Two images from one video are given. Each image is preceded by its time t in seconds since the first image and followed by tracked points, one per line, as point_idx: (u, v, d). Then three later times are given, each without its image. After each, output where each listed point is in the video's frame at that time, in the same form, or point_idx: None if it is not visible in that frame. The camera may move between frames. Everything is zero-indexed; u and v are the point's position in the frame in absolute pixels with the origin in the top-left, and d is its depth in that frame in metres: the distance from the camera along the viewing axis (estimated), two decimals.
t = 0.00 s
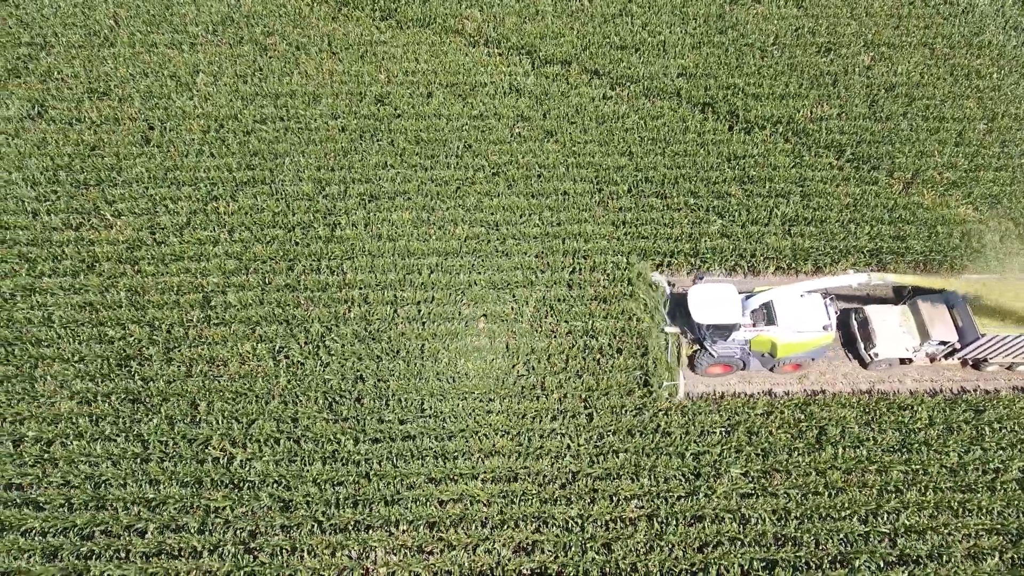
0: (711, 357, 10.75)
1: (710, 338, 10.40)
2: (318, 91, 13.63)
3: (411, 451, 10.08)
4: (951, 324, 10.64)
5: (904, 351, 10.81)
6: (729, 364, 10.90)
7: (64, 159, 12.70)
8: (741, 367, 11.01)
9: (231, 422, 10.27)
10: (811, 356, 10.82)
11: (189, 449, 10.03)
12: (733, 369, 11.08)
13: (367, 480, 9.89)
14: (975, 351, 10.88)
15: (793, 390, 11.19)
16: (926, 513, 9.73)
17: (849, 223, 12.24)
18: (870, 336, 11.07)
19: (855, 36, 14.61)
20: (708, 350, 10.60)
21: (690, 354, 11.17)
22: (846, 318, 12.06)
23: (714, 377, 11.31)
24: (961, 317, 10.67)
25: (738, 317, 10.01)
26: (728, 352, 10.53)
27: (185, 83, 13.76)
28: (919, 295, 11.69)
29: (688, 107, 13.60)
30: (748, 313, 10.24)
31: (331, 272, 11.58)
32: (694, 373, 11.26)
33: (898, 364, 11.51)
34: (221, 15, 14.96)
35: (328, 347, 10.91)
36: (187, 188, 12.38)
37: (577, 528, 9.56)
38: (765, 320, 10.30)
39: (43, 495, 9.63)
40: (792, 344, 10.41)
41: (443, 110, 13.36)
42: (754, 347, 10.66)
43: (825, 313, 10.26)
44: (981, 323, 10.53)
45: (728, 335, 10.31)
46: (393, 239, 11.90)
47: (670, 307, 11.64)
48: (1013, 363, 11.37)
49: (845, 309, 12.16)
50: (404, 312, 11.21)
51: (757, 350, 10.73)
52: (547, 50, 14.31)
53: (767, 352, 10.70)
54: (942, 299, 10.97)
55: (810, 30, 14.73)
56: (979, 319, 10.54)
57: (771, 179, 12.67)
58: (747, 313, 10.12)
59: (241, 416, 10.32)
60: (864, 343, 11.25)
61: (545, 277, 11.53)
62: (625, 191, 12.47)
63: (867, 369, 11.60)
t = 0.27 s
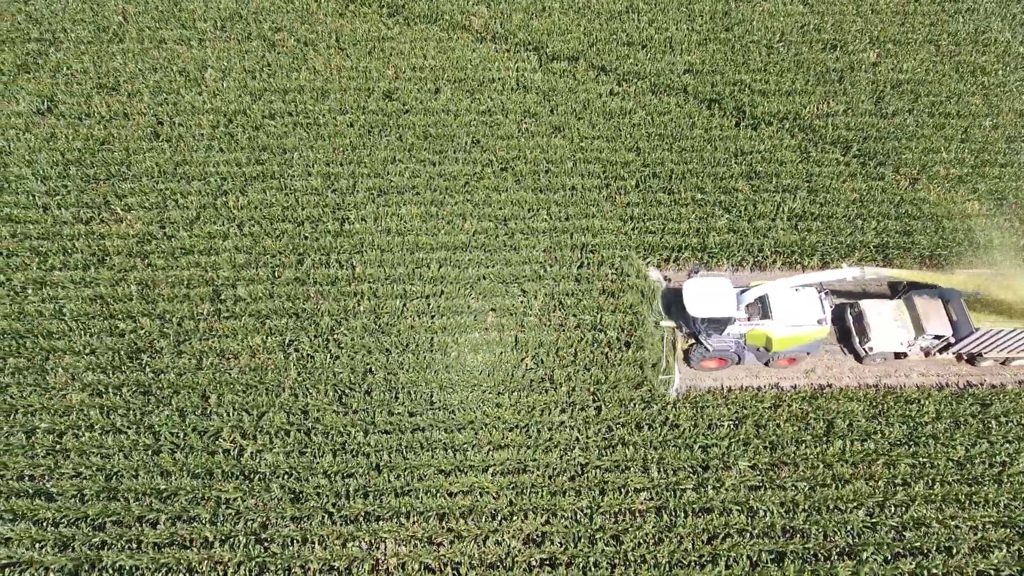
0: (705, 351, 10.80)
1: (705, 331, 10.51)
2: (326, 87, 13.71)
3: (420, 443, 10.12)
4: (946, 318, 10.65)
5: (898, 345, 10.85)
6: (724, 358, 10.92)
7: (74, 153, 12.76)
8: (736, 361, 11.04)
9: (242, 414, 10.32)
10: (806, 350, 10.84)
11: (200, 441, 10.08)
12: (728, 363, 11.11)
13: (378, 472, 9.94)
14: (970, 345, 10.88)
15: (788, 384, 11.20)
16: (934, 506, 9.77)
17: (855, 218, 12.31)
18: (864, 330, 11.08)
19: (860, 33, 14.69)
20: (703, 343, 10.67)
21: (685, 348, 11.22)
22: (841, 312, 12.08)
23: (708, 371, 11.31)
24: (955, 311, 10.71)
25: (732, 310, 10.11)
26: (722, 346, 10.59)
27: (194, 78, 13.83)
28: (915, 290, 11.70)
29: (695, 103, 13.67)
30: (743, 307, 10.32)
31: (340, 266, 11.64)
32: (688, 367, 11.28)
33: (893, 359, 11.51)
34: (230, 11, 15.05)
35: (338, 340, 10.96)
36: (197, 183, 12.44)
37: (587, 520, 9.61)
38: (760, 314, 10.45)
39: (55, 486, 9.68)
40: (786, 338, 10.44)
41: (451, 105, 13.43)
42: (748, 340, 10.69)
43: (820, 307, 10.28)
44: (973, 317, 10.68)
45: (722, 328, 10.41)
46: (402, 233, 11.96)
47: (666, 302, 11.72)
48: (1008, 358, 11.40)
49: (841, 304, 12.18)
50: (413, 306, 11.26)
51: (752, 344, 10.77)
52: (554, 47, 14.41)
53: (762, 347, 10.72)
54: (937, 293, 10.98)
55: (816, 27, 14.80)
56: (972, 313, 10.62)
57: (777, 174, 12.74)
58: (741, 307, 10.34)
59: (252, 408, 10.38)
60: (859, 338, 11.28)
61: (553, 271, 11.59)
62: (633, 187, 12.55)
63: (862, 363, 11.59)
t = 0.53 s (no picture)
0: (701, 344, 10.86)
1: (700, 323, 10.63)
2: (335, 82, 13.79)
3: (431, 433, 10.18)
4: (941, 312, 10.73)
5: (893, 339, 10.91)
6: (719, 351, 10.99)
7: (85, 147, 12.84)
8: (731, 354, 11.10)
9: (253, 404, 10.38)
10: (801, 343, 10.91)
11: (212, 431, 10.14)
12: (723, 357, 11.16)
13: (388, 462, 10.00)
14: (963, 339, 10.97)
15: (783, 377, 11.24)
16: (942, 496, 9.82)
17: (862, 212, 12.38)
18: (859, 323, 11.13)
19: (865, 29, 14.78)
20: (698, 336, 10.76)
21: (680, 341, 11.28)
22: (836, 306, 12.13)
23: (704, 364, 11.32)
24: (950, 304, 10.79)
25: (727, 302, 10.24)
26: (717, 338, 10.71)
27: (203, 73, 13.91)
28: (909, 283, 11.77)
29: (702, 99, 13.77)
30: (738, 300, 10.39)
31: (350, 259, 11.70)
32: (684, 360, 11.33)
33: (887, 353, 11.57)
34: (239, 7, 15.15)
35: (348, 332, 11.03)
36: (207, 177, 12.52)
37: (597, 510, 9.67)
38: (755, 307, 10.49)
39: (68, 476, 9.75)
40: (781, 331, 10.53)
41: (459, 100, 13.52)
42: (743, 334, 10.76)
43: (814, 300, 10.40)
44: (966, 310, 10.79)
45: (718, 321, 10.54)
46: (411, 226, 12.03)
47: (663, 294, 11.73)
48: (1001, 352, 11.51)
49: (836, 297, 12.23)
50: (422, 298, 11.33)
51: (747, 337, 10.84)
52: (561, 42, 14.51)
53: (757, 340, 10.79)
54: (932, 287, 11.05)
55: (821, 24, 14.90)
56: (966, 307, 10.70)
57: (784, 169, 12.81)
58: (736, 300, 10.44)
59: (263, 399, 10.44)
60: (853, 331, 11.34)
61: (562, 264, 11.67)
62: (640, 181, 12.64)
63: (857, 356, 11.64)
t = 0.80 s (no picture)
0: (697, 335, 11.03)
1: (697, 315, 10.72)
2: (344, 76, 13.87)
3: (442, 423, 10.26)
4: (934, 304, 10.88)
5: (888, 330, 11.05)
6: (715, 343, 11.17)
7: (96, 141, 12.91)
8: (727, 346, 11.29)
9: (265, 394, 10.45)
10: (795, 335, 11.09)
11: (224, 420, 10.23)
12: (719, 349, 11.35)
13: (400, 451, 10.07)
14: (957, 331, 11.11)
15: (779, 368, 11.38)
16: (949, 485, 9.89)
17: (868, 206, 12.48)
18: (854, 315, 11.28)
19: (870, 25, 14.89)
20: (694, 328, 10.92)
21: (677, 333, 11.46)
22: (832, 298, 12.26)
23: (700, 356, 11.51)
24: (944, 296, 10.92)
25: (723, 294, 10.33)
26: (713, 330, 10.85)
27: (212, 67, 13.97)
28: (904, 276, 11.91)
29: (708, 94, 13.88)
30: (733, 292, 10.56)
31: (360, 251, 11.78)
32: (681, 352, 11.51)
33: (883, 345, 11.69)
34: (248, 2, 15.24)
35: (359, 323, 11.10)
36: (217, 170, 12.59)
37: (607, 498, 9.75)
38: (750, 298, 10.67)
39: (82, 464, 9.84)
40: (776, 323, 10.71)
41: (468, 94, 13.60)
42: (739, 325, 10.94)
43: (809, 292, 10.57)
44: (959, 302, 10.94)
45: (713, 312, 10.64)
46: (421, 219, 12.11)
47: (659, 288, 11.95)
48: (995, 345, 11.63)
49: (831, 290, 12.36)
50: (432, 289, 11.41)
51: (743, 329, 11.02)
52: (569, 38, 14.61)
53: (752, 331, 10.98)
54: (926, 279, 11.20)
55: (826, 20, 15.01)
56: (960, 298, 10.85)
57: (790, 162, 12.91)
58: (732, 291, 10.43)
59: (275, 389, 10.52)
60: (849, 323, 11.47)
61: (570, 256, 11.76)
62: (648, 175, 12.74)
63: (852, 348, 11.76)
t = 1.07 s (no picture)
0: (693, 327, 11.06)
1: (693, 306, 10.78)
2: (354, 70, 14.00)
3: (454, 412, 10.35)
4: (929, 295, 10.96)
5: (883, 322, 11.14)
6: (711, 335, 11.20)
7: (108, 134, 13.00)
8: (723, 338, 11.34)
9: (278, 384, 10.53)
10: (791, 326, 11.14)
11: (238, 410, 10.31)
12: (716, 340, 11.40)
13: (412, 440, 10.16)
14: (952, 322, 11.17)
15: (776, 360, 11.46)
16: (957, 475, 9.96)
17: (875, 199, 12.57)
18: (849, 307, 11.37)
19: (875, 22, 15.02)
20: (690, 319, 10.94)
21: (673, 325, 11.48)
22: (828, 291, 12.35)
23: (696, 347, 11.55)
24: (939, 288, 10.99)
25: (719, 285, 10.40)
26: (709, 322, 10.88)
27: (223, 62, 14.10)
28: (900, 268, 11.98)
29: (716, 89, 14.00)
30: (729, 283, 10.60)
31: (372, 243, 11.87)
32: (677, 344, 11.53)
33: (878, 337, 11.77)
34: None
35: (371, 314, 11.20)
36: (229, 163, 12.69)
37: (618, 487, 9.83)
38: (746, 290, 10.70)
39: (97, 453, 9.92)
40: (771, 314, 10.76)
41: (477, 89, 13.72)
42: (735, 317, 11.00)
43: (804, 283, 10.62)
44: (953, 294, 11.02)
45: (710, 304, 10.69)
46: (431, 212, 12.21)
47: (655, 280, 11.98)
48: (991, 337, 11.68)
49: (828, 283, 12.46)
50: (443, 281, 11.50)
51: (739, 321, 11.07)
52: (576, 33, 14.76)
53: (748, 323, 11.04)
54: (921, 271, 11.28)
55: (832, 16, 15.14)
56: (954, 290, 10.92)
57: (797, 156, 13.01)
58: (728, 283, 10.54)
59: (288, 379, 10.60)
60: (844, 315, 11.55)
61: (580, 249, 11.86)
62: (656, 169, 12.85)
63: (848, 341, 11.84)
